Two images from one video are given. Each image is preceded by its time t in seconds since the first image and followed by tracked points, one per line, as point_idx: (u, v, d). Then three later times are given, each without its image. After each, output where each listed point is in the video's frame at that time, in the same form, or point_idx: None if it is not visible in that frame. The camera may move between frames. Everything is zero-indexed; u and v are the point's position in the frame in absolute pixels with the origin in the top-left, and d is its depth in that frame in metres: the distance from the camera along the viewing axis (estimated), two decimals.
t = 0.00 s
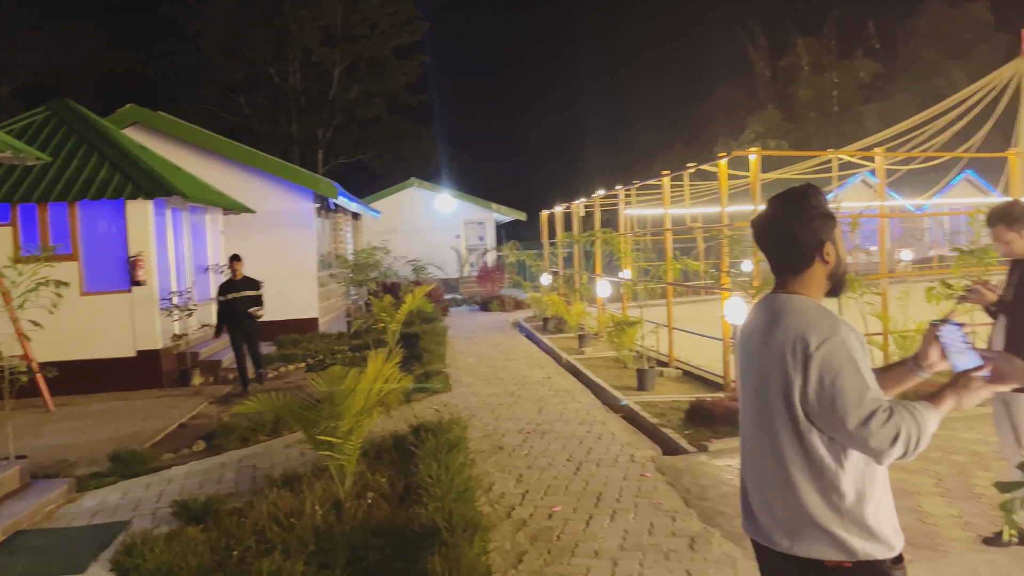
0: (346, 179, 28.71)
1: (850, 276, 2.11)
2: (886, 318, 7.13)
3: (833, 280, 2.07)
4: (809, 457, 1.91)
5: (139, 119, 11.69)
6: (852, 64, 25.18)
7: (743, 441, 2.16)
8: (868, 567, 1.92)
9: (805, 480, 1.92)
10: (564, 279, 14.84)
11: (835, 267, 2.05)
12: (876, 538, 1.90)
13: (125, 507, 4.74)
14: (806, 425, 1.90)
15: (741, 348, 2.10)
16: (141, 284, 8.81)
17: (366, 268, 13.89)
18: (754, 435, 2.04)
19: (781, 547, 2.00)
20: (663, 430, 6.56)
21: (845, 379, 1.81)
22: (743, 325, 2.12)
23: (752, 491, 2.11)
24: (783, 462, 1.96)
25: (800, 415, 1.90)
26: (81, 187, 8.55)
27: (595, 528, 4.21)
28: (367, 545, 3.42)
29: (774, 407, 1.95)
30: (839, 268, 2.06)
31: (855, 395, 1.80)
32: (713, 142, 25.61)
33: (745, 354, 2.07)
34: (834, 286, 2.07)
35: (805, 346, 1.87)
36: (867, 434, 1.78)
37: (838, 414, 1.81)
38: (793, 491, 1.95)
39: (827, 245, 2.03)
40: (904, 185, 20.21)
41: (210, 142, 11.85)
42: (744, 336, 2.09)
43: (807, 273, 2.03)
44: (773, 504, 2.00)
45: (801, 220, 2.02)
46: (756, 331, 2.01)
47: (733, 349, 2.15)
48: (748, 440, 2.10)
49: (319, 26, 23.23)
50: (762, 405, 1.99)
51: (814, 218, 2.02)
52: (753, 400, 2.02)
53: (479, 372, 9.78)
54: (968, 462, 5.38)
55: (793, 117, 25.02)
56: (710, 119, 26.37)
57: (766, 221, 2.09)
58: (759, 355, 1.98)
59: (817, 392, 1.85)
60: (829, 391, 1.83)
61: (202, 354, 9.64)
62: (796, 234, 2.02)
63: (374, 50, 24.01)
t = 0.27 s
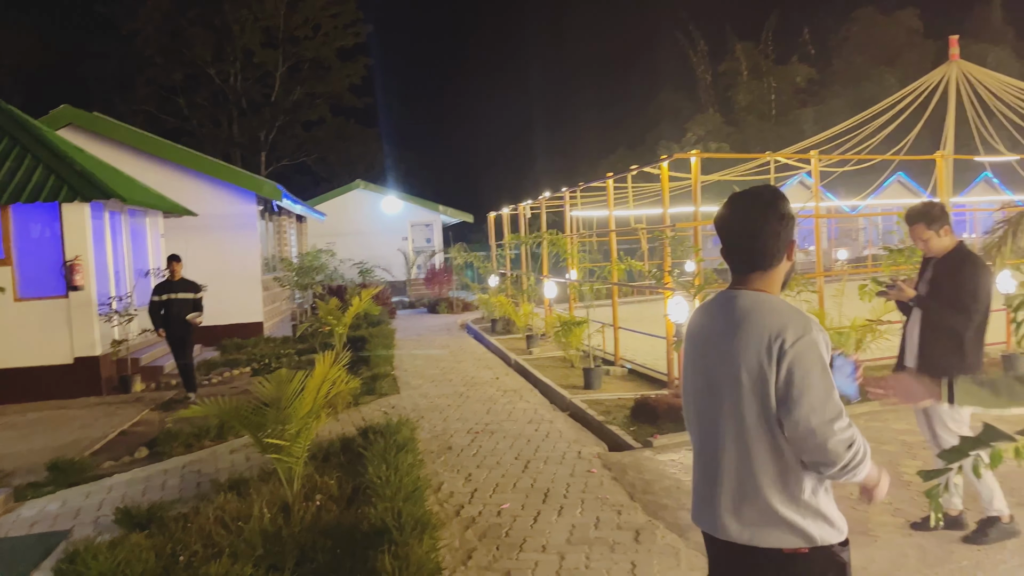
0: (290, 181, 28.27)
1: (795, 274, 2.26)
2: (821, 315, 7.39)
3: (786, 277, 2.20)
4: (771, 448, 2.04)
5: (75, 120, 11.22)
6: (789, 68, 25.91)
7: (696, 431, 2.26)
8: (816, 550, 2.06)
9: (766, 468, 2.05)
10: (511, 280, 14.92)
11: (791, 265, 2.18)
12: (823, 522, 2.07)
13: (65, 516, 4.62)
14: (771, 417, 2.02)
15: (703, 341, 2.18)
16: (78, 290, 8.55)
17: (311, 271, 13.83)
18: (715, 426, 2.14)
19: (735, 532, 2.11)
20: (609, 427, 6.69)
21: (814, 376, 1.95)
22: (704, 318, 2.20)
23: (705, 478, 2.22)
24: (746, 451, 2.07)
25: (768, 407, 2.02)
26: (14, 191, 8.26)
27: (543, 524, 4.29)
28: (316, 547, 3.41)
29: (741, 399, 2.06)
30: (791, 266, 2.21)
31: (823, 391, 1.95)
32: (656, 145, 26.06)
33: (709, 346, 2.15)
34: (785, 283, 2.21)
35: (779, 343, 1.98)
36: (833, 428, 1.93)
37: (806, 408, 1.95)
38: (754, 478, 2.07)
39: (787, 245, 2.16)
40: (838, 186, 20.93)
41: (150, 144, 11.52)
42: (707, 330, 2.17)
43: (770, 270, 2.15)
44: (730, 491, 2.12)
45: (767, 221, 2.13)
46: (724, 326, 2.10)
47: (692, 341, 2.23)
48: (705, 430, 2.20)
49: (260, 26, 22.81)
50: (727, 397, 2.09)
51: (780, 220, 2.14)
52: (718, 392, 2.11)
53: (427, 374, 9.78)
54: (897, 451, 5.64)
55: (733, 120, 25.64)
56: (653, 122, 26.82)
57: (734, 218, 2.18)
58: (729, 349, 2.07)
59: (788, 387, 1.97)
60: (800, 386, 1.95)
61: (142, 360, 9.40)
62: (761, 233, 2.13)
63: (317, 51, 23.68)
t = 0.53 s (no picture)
0: (209, 184, 27.43)
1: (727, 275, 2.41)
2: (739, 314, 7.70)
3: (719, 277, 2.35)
4: (720, 442, 2.15)
5: None
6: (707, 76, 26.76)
7: (637, 429, 2.30)
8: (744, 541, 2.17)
9: (714, 463, 2.14)
10: (439, 284, 14.91)
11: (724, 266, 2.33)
12: (757, 513, 2.20)
13: None
14: (723, 413, 2.13)
15: (653, 340, 2.23)
16: None
17: (233, 276, 13.72)
18: (664, 423, 2.20)
19: (679, 526, 2.18)
20: (537, 427, 6.80)
21: (767, 374, 2.10)
22: (652, 318, 2.25)
23: (647, 475, 2.27)
24: (696, 447, 2.15)
25: (721, 404, 2.12)
26: None
27: (472, 525, 4.33)
28: (242, 554, 3.36)
29: (695, 396, 2.14)
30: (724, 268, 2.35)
31: (773, 388, 2.09)
32: (581, 149, 26.48)
33: (660, 344, 2.21)
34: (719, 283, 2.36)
35: (737, 341, 2.09)
36: (783, 422, 2.08)
37: (759, 403, 2.08)
38: (702, 474, 2.15)
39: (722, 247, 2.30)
40: (755, 191, 21.77)
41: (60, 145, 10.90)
42: (657, 328, 2.23)
43: (707, 272, 2.28)
44: (676, 486, 2.18)
45: (707, 226, 2.27)
46: (679, 324, 2.17)
47: (638, 341, 2.27)
48: (649, 427, 2.25)
49: (177, 25, 22.02)
50: (680, 395, 2.16)
51: (718, 223, 2.28)
52: (670, 390, 2.18)
53: (355, 379, 9.69)
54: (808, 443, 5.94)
55: (654, 126, 26.31)
56: (578, 127, 27.24)
57: (677, 220, 2.29)
58: (685, 347, 2.14)
59: (744, 384, 2.09)
60: (755, 383, 2.08)
61: (53, 371, 8.98)
62: (701, 236, 2.26)
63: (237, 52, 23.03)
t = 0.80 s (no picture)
0: (104, 185, 26.11)
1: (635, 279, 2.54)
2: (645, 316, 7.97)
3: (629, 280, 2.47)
4: (640, 440, 2.26)
5: None
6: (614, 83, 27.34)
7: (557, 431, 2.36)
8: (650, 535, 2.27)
9: (634, 459, 2.25)
10: (350, 288, 14.72)
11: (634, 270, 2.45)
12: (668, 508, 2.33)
13: None
14: (643, 412, 2.25)
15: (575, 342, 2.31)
16: None
17: (132, 281, 13.30)
18: (587, 423, 2.28)
19: (600, 523, 2.25)
20: (450, 430, 6.84)
21: (683, 374, 2.25)
22: (573, 321, 2.33)
23: (567, 475, 2.33)
24: (617, 445, 2.25)
25: (642, 402, 2.24)
26: None
27: (384, 529, 4.33)
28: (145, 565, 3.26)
29: (618, 395, 2.24)
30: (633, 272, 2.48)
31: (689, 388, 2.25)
32: (492, 153, 26.67)
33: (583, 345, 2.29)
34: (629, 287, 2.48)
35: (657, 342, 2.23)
36: (698, 419, 2.24)
37: (677, 401, 2.23)
38: (622, 469, 2.25)
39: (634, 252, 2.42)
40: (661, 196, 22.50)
41: None
42: (579, 331, 2.31)
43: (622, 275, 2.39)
44: (598, 485, 2.26)
45: (621, 231, 2.38)
46: (602, 326, 2.26)
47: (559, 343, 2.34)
48: (570, 427, 2.32)
49: (67, 16, 20.88)
50: (603, 394, 2.26)
51: (632, 229, 2.40)
52: (593, 390, 2.27)
53: (262, 386, 9.46)
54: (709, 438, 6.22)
55: (564, 131, 26.78)
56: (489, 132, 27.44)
57: (595, 225, 2.40)
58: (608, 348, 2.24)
59: (664, 382, 2.22)
60: (673, 382, 2.23)
61: None
62: (617, 241, 2.37)
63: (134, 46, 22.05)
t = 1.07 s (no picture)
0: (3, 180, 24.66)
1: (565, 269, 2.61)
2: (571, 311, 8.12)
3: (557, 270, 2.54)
4: (568, 423, 2.35)
5: None
6: (538, 82, 27.57)
7: (486, 420, 2.40)
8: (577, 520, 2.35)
9: (563, 444, 2.34)
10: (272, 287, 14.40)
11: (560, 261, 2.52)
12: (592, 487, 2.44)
13: None
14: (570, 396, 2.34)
15: (503, 332, 2.37)
16: None
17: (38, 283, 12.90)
18: (518, 410, 2.33)
19: (533, 508, 2.31)
20: (378, 428, 6.81)
21: (606, 357, 2.37)
22: (500, 313, 2.39)
23: (499, 464, 2.36)
24: (547, 432, 2.32)
25: (569, 387, 2.33)
26: None
27: (313, 526, 4.31)
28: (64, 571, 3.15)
29: (547, 382, 2.32)
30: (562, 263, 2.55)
31: (612, 370, 2.37)
32: (417, 151, 26.52)
33: (511, 335, 2.35)
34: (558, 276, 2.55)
35: (582, 328, 2.33)
36: (620, 398, 2.38)
37: (602, 383, 2.35)
38: (553, 455, 2.32)
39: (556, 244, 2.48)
40: (585, 194, 22.87)
41: None
42: (507, 321, 2.37)
43: (543, 266, 2.47)
44: (530, 469, 2.32)
45: (542, 223, 2.43)
46: (529, 316, 2.34)
47: (488, 334, 2.38)
48: (499, 416, 2.37)
49: None
50: (532, 381, 2.32)
51: (554, 221, 2.46)
52: (523, 379, 2.33)
53: (181, 387, 9.16)
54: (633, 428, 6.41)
55: (489, 130, 26.87)
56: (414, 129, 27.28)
57: (515, 219, 2.45)
58: (537, 336, 2.32)
59: (589, 366, 2.33)
60: (598, 365, 2.34)
61: None
62: (540, 234, 2.44)
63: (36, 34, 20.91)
